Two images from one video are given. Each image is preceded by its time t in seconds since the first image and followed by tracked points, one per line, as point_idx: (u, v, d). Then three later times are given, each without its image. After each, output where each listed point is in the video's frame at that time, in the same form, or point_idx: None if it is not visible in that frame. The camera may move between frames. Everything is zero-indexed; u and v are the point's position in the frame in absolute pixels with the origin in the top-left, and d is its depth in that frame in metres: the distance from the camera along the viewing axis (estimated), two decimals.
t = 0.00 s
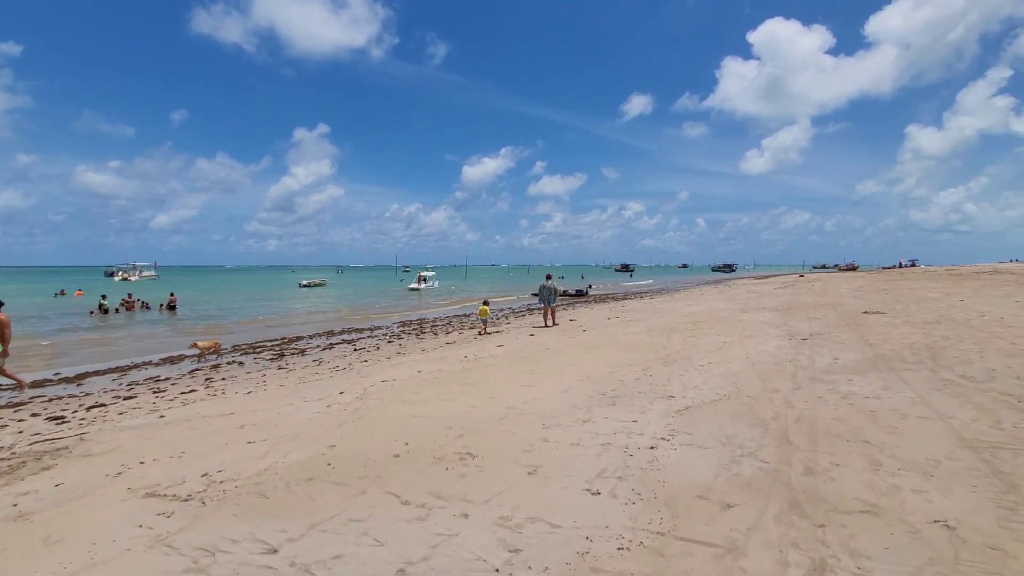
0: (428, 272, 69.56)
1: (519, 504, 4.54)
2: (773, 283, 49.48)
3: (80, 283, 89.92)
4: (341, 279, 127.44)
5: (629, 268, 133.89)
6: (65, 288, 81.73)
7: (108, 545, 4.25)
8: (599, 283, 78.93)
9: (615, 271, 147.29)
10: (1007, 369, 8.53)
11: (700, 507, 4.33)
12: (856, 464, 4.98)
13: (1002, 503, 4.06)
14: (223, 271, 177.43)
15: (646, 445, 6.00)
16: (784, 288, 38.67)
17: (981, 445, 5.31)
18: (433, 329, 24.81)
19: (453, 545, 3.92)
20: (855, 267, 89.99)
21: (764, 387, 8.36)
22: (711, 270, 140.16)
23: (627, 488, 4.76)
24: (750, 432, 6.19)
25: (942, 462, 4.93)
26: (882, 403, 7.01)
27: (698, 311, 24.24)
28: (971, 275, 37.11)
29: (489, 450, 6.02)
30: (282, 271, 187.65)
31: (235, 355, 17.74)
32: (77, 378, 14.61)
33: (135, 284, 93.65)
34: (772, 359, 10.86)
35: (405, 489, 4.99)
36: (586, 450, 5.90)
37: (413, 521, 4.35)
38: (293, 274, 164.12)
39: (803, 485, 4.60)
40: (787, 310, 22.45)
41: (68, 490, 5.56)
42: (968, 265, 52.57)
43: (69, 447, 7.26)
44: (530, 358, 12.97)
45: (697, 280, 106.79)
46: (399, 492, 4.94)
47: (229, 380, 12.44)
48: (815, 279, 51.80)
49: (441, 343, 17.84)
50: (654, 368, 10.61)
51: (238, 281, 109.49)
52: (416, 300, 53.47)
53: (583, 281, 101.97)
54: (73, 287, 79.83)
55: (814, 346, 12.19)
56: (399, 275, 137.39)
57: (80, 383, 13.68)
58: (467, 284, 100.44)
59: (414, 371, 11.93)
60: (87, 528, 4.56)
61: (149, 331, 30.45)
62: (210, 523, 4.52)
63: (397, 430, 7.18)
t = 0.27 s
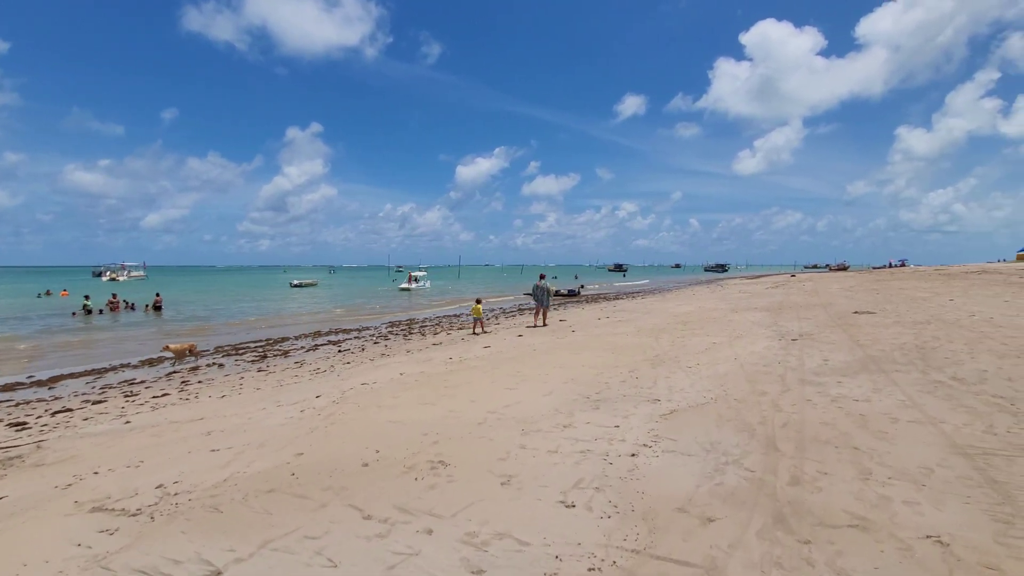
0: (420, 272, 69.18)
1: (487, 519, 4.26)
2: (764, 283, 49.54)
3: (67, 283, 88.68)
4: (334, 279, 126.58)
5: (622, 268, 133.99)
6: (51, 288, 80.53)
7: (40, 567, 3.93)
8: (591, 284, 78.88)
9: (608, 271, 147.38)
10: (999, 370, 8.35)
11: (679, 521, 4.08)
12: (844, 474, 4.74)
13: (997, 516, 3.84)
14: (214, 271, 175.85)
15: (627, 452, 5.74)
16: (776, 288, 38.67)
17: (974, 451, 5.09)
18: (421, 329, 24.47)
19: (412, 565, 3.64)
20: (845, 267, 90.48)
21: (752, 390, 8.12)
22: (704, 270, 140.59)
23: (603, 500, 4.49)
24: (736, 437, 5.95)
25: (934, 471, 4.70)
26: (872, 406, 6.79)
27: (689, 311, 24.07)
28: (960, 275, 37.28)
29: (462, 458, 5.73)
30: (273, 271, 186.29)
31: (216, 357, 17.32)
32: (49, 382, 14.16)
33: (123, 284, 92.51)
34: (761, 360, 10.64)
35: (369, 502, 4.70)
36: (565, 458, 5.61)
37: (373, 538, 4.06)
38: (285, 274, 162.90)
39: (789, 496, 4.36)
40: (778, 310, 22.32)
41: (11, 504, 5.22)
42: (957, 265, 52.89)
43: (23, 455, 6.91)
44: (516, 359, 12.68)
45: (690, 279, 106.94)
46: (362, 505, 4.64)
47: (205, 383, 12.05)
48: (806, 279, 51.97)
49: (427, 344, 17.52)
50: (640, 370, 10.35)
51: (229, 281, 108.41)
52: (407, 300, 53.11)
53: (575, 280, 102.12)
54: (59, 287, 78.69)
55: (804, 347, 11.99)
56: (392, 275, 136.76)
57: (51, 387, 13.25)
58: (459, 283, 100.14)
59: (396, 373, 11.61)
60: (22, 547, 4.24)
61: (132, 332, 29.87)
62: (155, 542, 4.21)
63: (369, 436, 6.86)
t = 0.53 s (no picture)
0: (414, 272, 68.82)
1: (449, 540, 3.98)
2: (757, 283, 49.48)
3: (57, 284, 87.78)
4: (327, 279, 126.02)
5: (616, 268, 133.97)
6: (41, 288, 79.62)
7: None
8: (586, 284, 78.80)
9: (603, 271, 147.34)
10: (992, 374, 8.14)
11: (654, 541, 3.82)
12: (831, 487, 4.49)
13: (991, 535, 3.60)
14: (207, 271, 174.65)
15: (606, 462, 5.46)
16: (769, 288, 38.57)
17: (967, 462, 4.85)
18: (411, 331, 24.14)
19: None
20: (839, 267, 90.68)
21: (740, 395, 7.86)
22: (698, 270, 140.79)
23: (575, 518, 4.22)
24: (720, 446, 5.68)
25: (925, 483, 4.45)
26: (863, 413, 6.55)
27: (681, 312, 23.85)
28: (952, 275, 37.28)
29: (433, 469, 5.43)
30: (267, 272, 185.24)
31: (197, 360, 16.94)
32: (22, 386, 13.76)
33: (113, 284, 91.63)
34: (751, 363, 10.39)
35: (327, 520, 4.40)
36: (540, 469, 5.33)
37: (325, 562, 3.77)
38: (278, 274, 161.79)
39: (772, 513, 4.10)
40: (770, 311, 22.14)
41: None
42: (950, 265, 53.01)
43: None
44: (501, 362, 12.39)
45: (685, 279, 106.90)
46: (319, 524, 4.35)
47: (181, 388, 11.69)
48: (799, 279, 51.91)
49: (414, 346, 17.20)
50: (627, 373, 10.08)
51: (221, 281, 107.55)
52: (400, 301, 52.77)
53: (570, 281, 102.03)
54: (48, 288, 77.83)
55: (794, 349, 11.76)
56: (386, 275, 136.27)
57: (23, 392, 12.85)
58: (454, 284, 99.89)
59: (378, 377, 11.29)
60: None
61: (117, 334, 29.38)
62: (91, 567, 3.91)
63: (339, 444, 6.55)
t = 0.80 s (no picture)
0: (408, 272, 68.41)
1: (409, 561, 3.70)
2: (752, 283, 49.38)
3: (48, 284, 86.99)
4: (323, 279, 125.48)
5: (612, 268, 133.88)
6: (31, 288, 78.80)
7: None
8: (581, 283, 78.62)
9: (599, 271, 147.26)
10: (988, 376, 7.91)
11: (629, 561, 3.55)
12: (820, 500, 4.23)
13: (989, 555, 3.35)
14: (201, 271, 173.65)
15: (584, 472, 5.19)
16: (764, 288, 38.41)
17: (963, 472, 4.60)
18: (401, 331, 23.81)
19: None
20: (834, 266, 90.80)
21: (728, 399, 7.60)
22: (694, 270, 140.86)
23: (546, 535, 3.95)
24: (706, 455, 5.42)
25: (919, 495, 4.20)
26: (855, 418, 6.29)
27: (674, 312, 23.62)
28: (946, 275, 37.22)
29: (402, 480, 5.15)
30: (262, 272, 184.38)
31: (179, 362, 16.57)
32: None
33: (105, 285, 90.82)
34: (742, 365, 10.13)
35: (282, 538, 4.12)
36: (515, 479, 5.05)
37: None
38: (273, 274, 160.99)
39: (756, 529, 3.84)
40: (763, 311, 21.93)
41: None
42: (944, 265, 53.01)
43: None
44: (488, 364, 12.10)
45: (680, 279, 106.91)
46: (273, 543, 4.07)
47: (158, 392, 11.35)
48: (794, 279, 51.79)
49: (402, 347, 16.88)
50: (615, 376, 9.81)
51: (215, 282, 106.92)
52: (394, 301, 52.38)
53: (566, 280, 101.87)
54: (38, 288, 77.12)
55: (786, 350, 11.52)
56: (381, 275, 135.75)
57: None
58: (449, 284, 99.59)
59: (360, 380, 10.99)
60: None
61: (104, 335, 28.93)
62: None
63: (309, 453, 6.26)
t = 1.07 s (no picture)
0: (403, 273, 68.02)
1: None
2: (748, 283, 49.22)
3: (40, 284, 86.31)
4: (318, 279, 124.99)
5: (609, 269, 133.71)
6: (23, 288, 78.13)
7: None
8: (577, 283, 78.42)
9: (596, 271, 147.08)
10: (985, 380, 7.66)
11: None
12: (809, 515, 3.97)
13: None
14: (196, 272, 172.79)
15: (562, 484, 4.91)
16: (760, 288, 38.20)
17: (961, 484, 4.34)
18: (392, 332, 23.51)
19: None
20: (830, 266, 90.88)
21: (718, 404, 7.34)
22: (691, 270, 140.81)
23: (514, 555, 3.68)
24: (691, 464, 5.15)
25: (914, 511, 3.94)
26: (848, 425, 6.04)
27: (669, 313, 23.38)
28: (942, 275, 37.13)
29: (369, 493, 4.86)
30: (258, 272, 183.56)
31: (162, 364, 16.22)
32: None
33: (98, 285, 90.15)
34: (733, 368, 9.88)
35: (231, 559, 3.84)
36: (488, 492, 4.77)
37: None
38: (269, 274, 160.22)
39: (739, 548, 3.58)
40: (758, 312, 21.71)
41: None
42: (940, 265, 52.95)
43: None
44: (475, 366, 11.80)
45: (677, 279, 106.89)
46: (221, 565, 3.79)
47: (134, 396, 11.03)
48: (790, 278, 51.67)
49: (391, 349, 16.57)
50: (603, 379, 9.54)
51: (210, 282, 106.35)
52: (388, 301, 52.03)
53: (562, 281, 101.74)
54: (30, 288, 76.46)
55: (780, 352, 11.26)
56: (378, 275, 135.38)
57: None
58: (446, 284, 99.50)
59: (342, 383, 10.69)
60: None
61: (91, 337, 28.53)
62: None
63: (276, 462, 5.97)
